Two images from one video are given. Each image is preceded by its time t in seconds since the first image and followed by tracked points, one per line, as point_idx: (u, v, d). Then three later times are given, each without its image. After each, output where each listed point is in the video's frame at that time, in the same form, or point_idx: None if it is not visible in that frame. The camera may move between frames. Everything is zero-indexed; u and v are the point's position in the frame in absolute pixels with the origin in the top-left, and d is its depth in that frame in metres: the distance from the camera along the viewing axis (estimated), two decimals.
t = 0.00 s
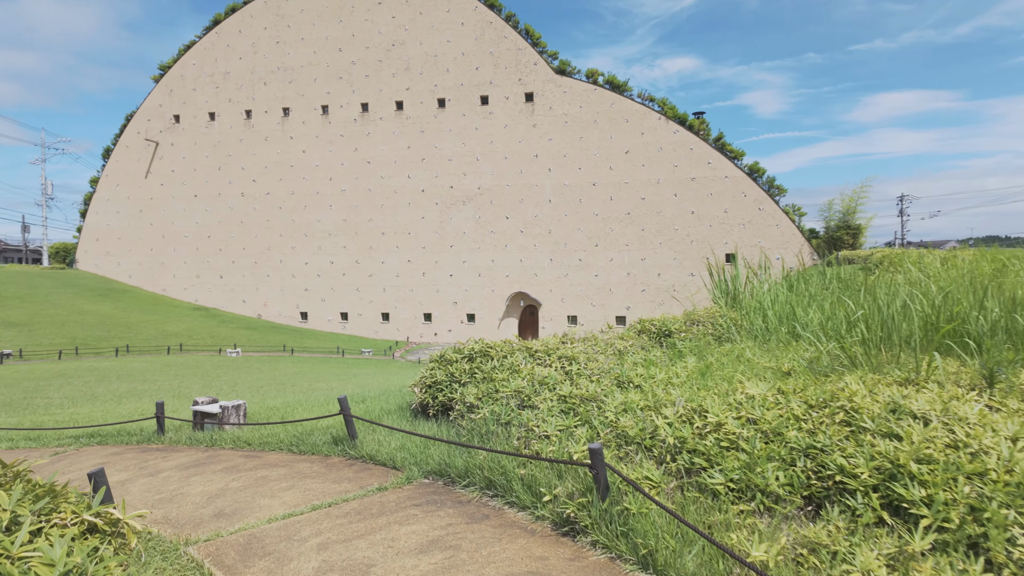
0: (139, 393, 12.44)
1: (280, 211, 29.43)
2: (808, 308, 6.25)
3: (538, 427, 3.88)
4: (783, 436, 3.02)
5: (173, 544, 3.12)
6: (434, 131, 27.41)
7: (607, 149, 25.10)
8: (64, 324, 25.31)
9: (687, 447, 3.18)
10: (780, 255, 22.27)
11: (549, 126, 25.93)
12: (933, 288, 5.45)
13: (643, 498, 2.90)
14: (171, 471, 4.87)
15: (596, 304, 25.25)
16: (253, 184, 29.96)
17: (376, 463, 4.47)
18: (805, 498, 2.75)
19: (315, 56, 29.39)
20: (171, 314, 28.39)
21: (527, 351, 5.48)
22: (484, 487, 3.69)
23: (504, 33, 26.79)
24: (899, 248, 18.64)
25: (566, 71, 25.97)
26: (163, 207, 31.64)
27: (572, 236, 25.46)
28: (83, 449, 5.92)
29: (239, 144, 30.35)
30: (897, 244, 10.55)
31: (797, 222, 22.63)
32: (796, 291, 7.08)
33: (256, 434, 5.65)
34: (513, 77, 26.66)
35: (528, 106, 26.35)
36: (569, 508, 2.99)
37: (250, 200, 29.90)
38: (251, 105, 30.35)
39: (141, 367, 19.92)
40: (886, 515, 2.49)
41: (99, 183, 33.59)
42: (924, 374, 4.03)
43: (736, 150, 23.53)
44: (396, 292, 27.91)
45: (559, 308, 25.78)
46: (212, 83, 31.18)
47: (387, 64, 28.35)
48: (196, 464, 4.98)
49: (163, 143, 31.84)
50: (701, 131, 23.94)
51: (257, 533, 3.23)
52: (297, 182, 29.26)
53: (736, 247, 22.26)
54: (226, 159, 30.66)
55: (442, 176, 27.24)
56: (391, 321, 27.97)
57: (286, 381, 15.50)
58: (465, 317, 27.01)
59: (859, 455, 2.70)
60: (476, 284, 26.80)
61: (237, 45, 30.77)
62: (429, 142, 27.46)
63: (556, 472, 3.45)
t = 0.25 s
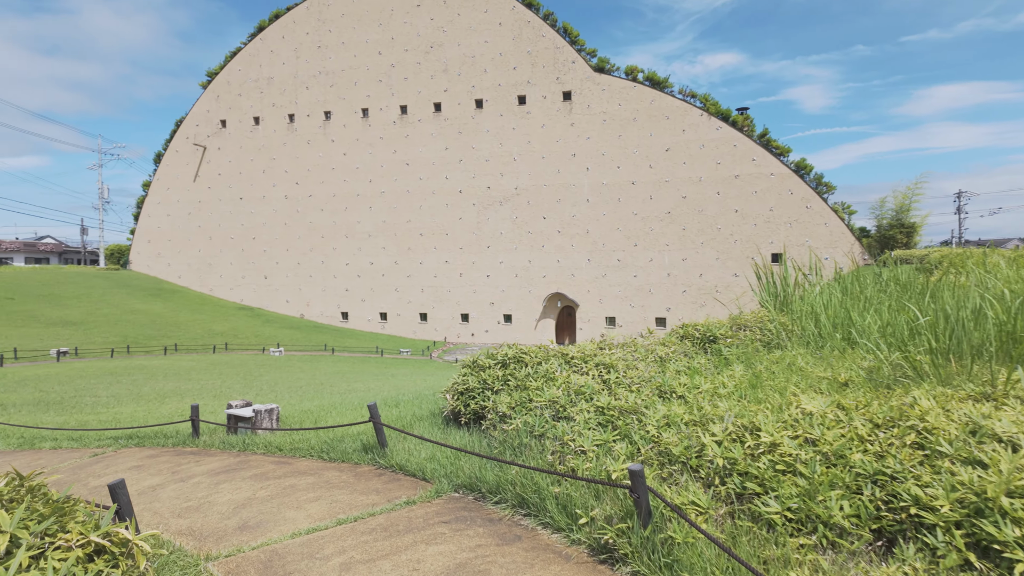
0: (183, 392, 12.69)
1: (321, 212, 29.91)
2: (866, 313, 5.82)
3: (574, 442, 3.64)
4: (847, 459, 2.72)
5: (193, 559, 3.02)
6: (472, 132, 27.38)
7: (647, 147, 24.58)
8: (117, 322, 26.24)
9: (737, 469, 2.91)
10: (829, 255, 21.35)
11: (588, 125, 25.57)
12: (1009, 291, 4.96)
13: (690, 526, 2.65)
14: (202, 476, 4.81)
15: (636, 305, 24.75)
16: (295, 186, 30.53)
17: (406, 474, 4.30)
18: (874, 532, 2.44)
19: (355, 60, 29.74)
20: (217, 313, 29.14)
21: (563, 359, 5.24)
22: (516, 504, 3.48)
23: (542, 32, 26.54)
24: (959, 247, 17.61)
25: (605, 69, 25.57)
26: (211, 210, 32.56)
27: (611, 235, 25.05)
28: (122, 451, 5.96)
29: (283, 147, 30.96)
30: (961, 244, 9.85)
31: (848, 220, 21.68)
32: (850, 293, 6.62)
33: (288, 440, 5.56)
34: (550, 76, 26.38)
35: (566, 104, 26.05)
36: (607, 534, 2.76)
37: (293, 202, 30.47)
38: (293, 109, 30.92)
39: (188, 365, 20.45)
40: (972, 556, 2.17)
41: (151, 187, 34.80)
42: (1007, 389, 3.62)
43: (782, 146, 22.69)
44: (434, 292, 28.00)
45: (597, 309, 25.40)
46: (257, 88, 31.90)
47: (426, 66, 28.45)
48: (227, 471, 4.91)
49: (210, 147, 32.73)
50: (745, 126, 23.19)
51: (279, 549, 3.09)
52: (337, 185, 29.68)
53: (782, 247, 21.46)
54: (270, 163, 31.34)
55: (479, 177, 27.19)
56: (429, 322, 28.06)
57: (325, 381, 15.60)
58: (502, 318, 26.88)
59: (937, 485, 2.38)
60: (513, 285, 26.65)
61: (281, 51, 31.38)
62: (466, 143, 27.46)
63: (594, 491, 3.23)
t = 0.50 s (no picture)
0: (229, 390, 12.92)
1: (366, 214, 30.32)
2: (936, 316, 5.35)
3: (613, 455, 3.40)
4: (924, 485, 2.40)
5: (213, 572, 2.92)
6: (513, 131, 27.25)
7: (692, 144, 23.92)
8: (172, 321, 27.20)
9: (795, 491, 2.62)
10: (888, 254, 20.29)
11: (632, 122, 25.07)
12: None
13: (741, 556, 2.38)
14: (234, 479, 4.75)
15: (681, 306, 24.11)
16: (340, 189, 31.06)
17: (438, 483, 4.13)
18: (960, 570, 2.12)
19: (398, 63, 30.01)
20: (266, 313, 29.89)
21: (603, 364, 4.97)
22: (550, 520, 3.27)
23: (584, 29, 26.14)
24: None
25: (649, 65, 25.00)
26: (261, 212, 33.45)
27: (655, 234, 24.48)
28: (162, 451, 5.99)
29: (329, 151, 31.54)
30: None
31: (908, 217, 20.54)
32: (915, 293, 6.11)
33: (322, 443, 5.46)
34: (593, 73, 25.96)
35: (608, 101, 25.60)
36: (649, 560, 2.53)
37: (339, 204, 31.00)
38: (339, 112, 31.44)
39: (237, 363, 20.96)
40: None
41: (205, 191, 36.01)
42: None
43: (836, 141, 21.69)
44: (475, 292, 27.98)
45: (641, 310, 24.88)
46: (304, 93, 32.57)
47: (468, 66, 28.44)
48: (260, 474, 4.84)
49: (260, 152, 33.61)
50: (797, 121, 22.27)
51: (302, 564, 2.96)
52: (381, 187, 30.03)
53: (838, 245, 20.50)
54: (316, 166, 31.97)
55: (521, 177, 27.02)
56: (471, 322, 28.07)
57: (366, 380, 15.64)
58: (544, 318, 26.63)
59: None
60: (555, 285, 26.38)
61: (327, 56, 31.95)
62: (508, 143, 27.35)
63: (634, 510, 2.99)
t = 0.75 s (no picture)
0: (291, 390, 13.24)
1: (425, 216, 30.72)
2: None
3: (668, 480, 3.15)
4: None
5: None
6: (571, 131, 26.94)
7: (759, 138, 22.91)
8: (244, 321, 28.39)
9: (877, 535, 2.31)
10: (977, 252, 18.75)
11: (693, 118, 24.28)
12: None
13: None
14: (283, 486, 4.73)
15: (747, 307, 23.12)
16: (401, 192, 31.60)
17: (483, 498, 3.97)
18: None
19: (457, 66, 30.25)
20: (331, 313, 30.77)
21: (659, 375, 4.69)
22: (598, 549, 3.05)
23: (644, 23, 25.49)
24: None
25: (711, 59, 24.15)
26: (325, 216, 34.50)
27: (719, 233, 23.59)
28: (221, 453, 6.10)
29: (390, 155, 32.16)
30: None
31: (1001, 212, 18.93)
32: (1015, 295, 5.51)
33: (371, 450, 5.38)
34: (652, 69, 25.32)
35: (669, 97, 24.89)
36: None
37: (399, 207, 31.55)
38: (400, 117, 32.01)
39: (303, 362, 21.61)
40: None
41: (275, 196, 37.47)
42: None
43: (917, 132, 20.26)
44: (533, 293, 27.83)
45: (704, 311, 24.07)
46: (366, 99, 33.35)
47: (525, 66, 28.31)
48: (308, 481, 4.80)
49: (325, 157, 34.66)
50: (874, 111, 20.94)
51: None
52: (440, 189, 30.35)
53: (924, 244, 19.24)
54: (378, 170, 32.67)
55: (578, 176, 26.66)
56: (528, 322, 27.94)
57: (423, 381, 15.69)
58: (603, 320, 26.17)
59: None
60: (614, 285, 25.88)
61: (387, 62, 32.56)
62: (565, 142, 27.04)
63: (692, 544, 2.73)
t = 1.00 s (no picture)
0: (359, 388, 13.52)
1: (491, 217, 30.86)
2: None
3: (742, 503, 2.88)
4: None
5: None
6: (638, 128, 26.34)
7: (841, 130, 21.57)
8: (319, 320, 29.46)
9: None
10: None
11: (769, 110, 23.16)
12: None
13: None
14: (342, 488, 4.70)
15: (828, 310, 21.81)
16: (468, 193, 31.90)
17: (539, 510, 3.80)
18: None
19: (523, 67, 30.21)
20: (400, 312, 31.45)
21: (730, 385, 4.37)
22: (661, 573, 2.83)
23: (716, 15, 24.57)
24: None
25: (789, 48, 22.97)
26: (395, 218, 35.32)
27: (797, 231, 22.39)
28: (287, 450, 6.22)
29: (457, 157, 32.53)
30: None
31: None
32: None
33: (429, 453, 5.31)
34: (724, 62, 24.38)
35: (743, 90, 23.86)
36: None
37: (466, 208, 31.86)
38: (466, 120, 32.32)
39: (372, 361, 22.13)
40: None
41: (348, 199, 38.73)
42: None
43: None
44: (599, 294, 27.41)
45: (781, 313, 22.91)
46: (434, 103, 33.89)
47: (592, 64, 27.91)
48: (366, 483, 4.75)
49: (395, 161, 35.49)
50: (973, 97, 19.26)
51: None
52: (506, 190, 30.40)
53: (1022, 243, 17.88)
54: (445, 172, 33.12)
55: (647, 174, 26.01)
56: (594, 324, 27.53)
57: (486, 382, 15.68)
58: (672, 321, 25.42)
59: None
60: (683, 286, 25.08)
61: (455, 65, 32.94)
62: (633, 140, 26.46)
63: None
